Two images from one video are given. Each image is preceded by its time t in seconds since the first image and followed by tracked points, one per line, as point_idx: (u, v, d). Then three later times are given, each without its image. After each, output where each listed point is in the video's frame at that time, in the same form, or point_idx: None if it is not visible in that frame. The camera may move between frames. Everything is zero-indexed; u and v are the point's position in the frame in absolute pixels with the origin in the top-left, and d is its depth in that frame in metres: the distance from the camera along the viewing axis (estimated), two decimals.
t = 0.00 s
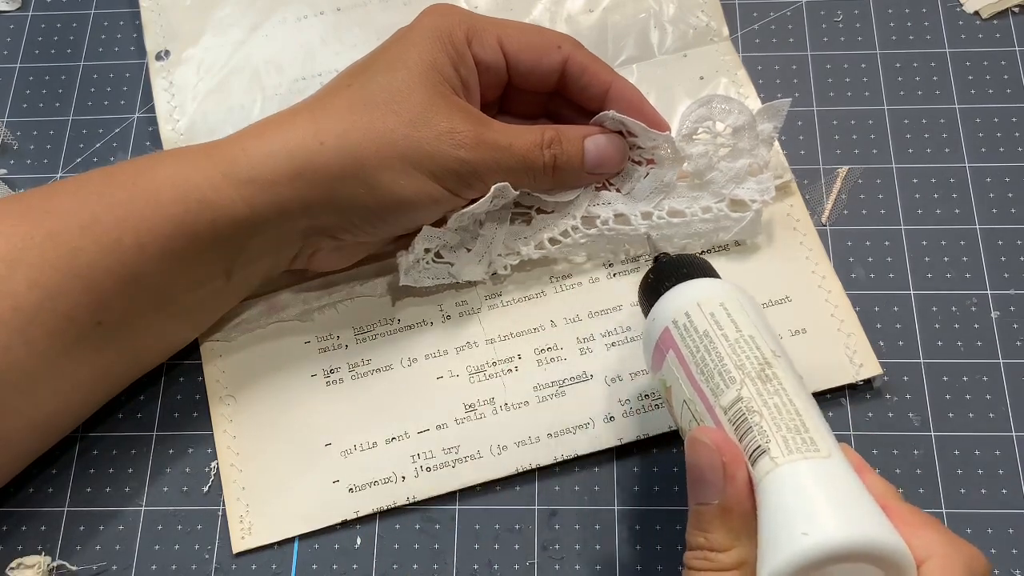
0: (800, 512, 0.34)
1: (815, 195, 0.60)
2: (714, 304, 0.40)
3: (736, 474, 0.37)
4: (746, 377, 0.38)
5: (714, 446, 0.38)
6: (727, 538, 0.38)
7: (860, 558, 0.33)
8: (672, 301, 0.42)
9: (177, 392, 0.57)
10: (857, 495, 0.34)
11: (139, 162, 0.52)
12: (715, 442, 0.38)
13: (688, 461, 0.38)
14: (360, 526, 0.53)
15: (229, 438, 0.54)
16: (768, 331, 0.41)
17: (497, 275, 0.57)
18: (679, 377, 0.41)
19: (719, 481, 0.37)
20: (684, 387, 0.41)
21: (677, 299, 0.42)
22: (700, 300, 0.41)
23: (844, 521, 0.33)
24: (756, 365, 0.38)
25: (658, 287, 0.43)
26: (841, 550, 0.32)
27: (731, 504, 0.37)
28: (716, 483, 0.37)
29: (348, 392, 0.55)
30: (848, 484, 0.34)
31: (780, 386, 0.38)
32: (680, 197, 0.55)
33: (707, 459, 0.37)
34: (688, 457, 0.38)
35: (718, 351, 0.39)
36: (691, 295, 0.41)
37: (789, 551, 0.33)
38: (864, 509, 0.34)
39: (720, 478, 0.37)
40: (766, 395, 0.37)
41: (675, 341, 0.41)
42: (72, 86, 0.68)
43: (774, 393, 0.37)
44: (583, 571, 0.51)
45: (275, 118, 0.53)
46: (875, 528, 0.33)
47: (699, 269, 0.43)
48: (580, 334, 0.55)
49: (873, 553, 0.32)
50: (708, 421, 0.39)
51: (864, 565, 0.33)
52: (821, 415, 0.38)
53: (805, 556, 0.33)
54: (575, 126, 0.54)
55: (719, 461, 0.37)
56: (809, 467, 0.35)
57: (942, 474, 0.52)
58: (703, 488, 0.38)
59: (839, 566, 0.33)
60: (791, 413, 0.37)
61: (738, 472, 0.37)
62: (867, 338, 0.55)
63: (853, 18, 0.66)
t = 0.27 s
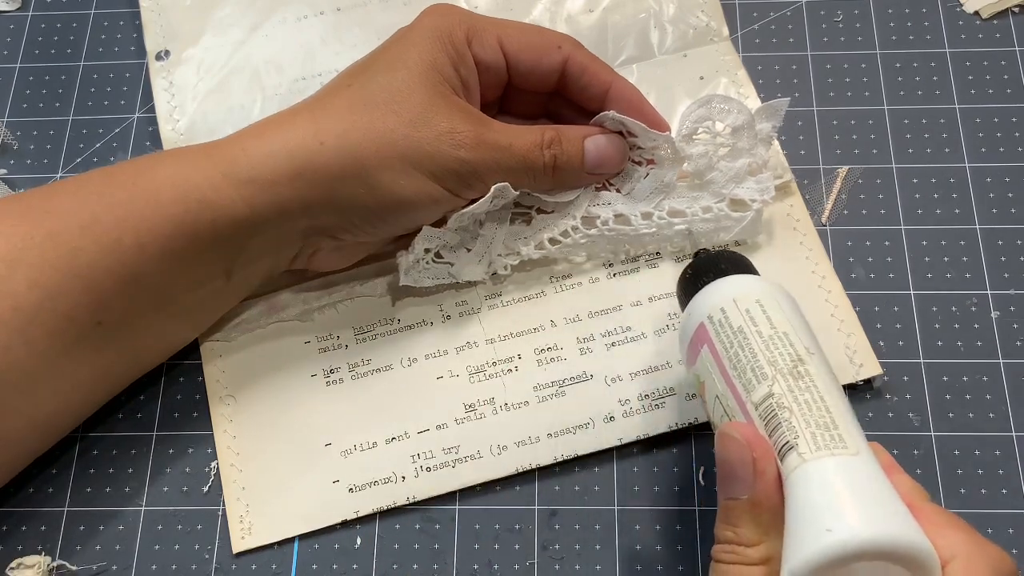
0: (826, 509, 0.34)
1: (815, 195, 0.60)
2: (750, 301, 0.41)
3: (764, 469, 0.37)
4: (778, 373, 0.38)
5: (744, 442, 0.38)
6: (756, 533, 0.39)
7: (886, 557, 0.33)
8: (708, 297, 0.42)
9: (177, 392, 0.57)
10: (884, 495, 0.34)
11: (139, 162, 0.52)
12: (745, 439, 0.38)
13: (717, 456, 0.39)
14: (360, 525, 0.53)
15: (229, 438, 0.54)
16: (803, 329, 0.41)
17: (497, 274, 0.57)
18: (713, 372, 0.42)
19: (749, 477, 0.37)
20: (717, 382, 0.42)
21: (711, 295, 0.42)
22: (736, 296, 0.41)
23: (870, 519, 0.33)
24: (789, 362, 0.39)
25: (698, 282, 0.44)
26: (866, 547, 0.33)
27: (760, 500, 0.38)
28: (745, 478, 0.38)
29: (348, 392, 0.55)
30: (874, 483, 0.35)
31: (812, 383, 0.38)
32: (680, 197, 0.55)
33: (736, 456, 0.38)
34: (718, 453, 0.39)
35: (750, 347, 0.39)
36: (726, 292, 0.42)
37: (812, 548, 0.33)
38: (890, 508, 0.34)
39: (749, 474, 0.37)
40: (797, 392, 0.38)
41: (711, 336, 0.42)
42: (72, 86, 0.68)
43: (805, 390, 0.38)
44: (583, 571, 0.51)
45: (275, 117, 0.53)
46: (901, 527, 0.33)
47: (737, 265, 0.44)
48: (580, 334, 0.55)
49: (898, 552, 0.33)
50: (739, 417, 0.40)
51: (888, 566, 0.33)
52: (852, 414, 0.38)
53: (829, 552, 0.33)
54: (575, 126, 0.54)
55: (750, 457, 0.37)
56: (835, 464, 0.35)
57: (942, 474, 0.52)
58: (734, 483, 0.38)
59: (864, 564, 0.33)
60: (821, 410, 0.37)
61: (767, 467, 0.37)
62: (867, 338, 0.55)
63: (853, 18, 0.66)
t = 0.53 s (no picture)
0: (857, 509, 0.35)
1: (815, 195, 0.60)
2: (796, 299, 0.41)
3: (800, 469, 0.38)
4: (819, 373, 0.39)
5: (780, 441, 0.39)
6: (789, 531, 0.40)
7: (915, 561, 0.33)
8: (754, 294, 0.43)
9: (177, 392, 0.57)
10: (916, 500, 0.35)
11: (139, 162, 0.52)
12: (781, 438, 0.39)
13: (755, 453, 0.40)
14: (360, 525, 0.53)
15: (229, 438, 0.55)
16: (850, 328, 0.41)
17: (497, 275, 0.57)
18: (755, 368, 0.42)
19: (784, 476, 0.38)
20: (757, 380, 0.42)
21: (760, 291, 0.43)
22: (783, 293, 0.42)
23: (900, 523, 0.34)
24: (831, 362, 0.39)
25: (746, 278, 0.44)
26: (895, 549, 0.33)
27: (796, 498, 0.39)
28: (780, 476, 0.39)
29: (348, 392, 0.55)
30: (906, 487, 0.35)
31: (853, 384, 0.39)
32: (680, 197, 0.55)
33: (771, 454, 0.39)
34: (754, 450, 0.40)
35: (794, 345, 0.40)
36: (773, 289, 0.42)
37: (841, 547, 0.34)
38: (921, 514, 0.34)
39: (784, 472, 0.38)
40: (837, 392, 0.38)
41: (754, 332, 0.42)
42: (72, 86, 0.68)
43: (845, 391, 0.38)
44: (583, 571, 0.51)
45: (275, 117, 0.53)
46: (931, 533, 0.33)
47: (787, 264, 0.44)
48: (579, 334, 0.55)
49: (927, 557, 0.33)
50: (777, 414, 0.41)
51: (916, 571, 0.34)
52: (891, 418, 0.39)
53: (857, 551, 0.34)
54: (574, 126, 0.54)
55: (785, 456, 0.38)
56: (868, 467, 0.36)
57: (942, 474, 0.52)
58: (769, 480, 0.39)
59: (893, 566, 0.34)
60: (859, 412, 0.38)
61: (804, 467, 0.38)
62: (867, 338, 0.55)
63: (853, 18, 0.66)
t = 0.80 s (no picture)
0: (835, 517, 0.35)
1: (815, 195, 0.60)
2: (773, 310, 0.42)
3: (779, 476, 0.38)
4: (796, 381, 0.39)
5: (760, 448, 0.39)
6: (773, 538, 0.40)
7: (891, 565, 0.34)
8: (732, 304, 0.43)
9: (177, 392, 0.57)
10: (892, 505, 0.35)
11: (139, 162, 0.52)
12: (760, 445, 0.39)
13: (734, 461, 0.40)
14: (360, 525, 0.53)
15: (229, 438, 0.55)
16: (826, 337, 0.42)
17: (497, 275, 0.57)
18: (733, 378, 0.43)
19: (764, 483, 0.39)
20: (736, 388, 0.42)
21: (738, 302, 0.43)
22: (760, 303, 0.42)
23: (877, 529, 0.34)
24: (809, 370, 0.40)
25: (725, 289, 0.45)
26: (873, 556, 0.34)
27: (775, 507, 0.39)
28: (760, 484, 0.39)
29: (348, 392, 0.55)
30: (882, 492, 0.36)
31: (829, 391, 0.39)
32: (680, 197, 0.55)
33: (751, 462, 0.39)
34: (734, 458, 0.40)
35: (771, 354, 0.40)
36: (751, 300, 0.43)
37: (818, 555, 0.35)
38: (899, 518, 0.35)
39: (764, 480, 0.39)
40: (814, 399, 0.39)
41: (732, 342, 0.43)
42: (72, 86, 0.68)
43: (822, 398, 0.39)
44: (583, 571, 0.51)
45: (275, 117, 0.53)
46: (907, 537, 0.34)
47: (766, 277, 0.45)
48: (579, 334, 0.55)
49: (905, 561, 0.34)
50: (756, 423, 0.41)
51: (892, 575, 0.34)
52: (869, 424, 0.39)
53: (835, 559, 0.34)
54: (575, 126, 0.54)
55: (764, 463, 0.39)
56: (845, 474, 0.36)
57: (942, 474, 0.52)
58: (749, 488, 0.39)
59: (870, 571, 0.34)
60: (837, 418, 0.38)
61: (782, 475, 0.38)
62: (867, 338, 0.55)
63: (853, 18, 0.66)
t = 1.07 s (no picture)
0: (788, 516, 0.34)
1: (815, 195, 0.60)
2: (718, 312, 0.41)
3: (731, 480, 0.38)
4: (744, 383, 0.38)
5: (710, 454, 0.38)
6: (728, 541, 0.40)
7: (846, 563, 0.33)
8: (677, 308, 0.42)
9: (177, 392, 0.57)
10: (844, 502, 0.35)
11: (139, 162, 0.52)
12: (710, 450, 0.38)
13: (686, 467, 0.39)
14: (360, 525, 0.53)
15: (229, 438, 0.55)
16: (771, 336, 0.41)
17: (497, 274, 0.57)
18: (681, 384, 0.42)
19: (716, 488, 0.38)
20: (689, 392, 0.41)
21: (682, 305, 0.42)
22: (706, 306, 0.41)
23: (831, 527, 0.34)
24: (755, 371, 0.39)
25: (670, 292, 0.44)
26: (827, 555, 0.33)
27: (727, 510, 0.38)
28: (712, 488, 0.38)
29: (348, 392, 0.55)
30: (835, 490, 0.35)
31: (777, 391, 0.38)
32: (680, 197, 0.55)
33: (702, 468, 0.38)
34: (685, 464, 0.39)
35: (718, 357, 0.39)
36: (696, 302, 0.41)
37: (772, 556, 0.34)
38: (851, 515, 0.34)
39: (716, 485, 0.38)
40: (762, 401, 0.38)
41: (679, 347, 0.41)
42: (72, 86, 0.68)
43: (770, 399, 0.38)
44: (583, 571, 0.51)
45: (274, 117, 0.53)
46: (860, 534, 0.34)
47: (711, 276, 0.43)
48: (579, 333, 0.55)
49: (860, 558, 0.33)
50: (706, 428, 0.40)
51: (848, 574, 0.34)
52: (817, 420, 0.39)
53: (789, 559, 0.34)
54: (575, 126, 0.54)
55: (716, 468, 0.38)
56: (797, 473, 0.36)
57: (942, 474, 0.52)
58: (702, 494, 0.39)
59: (824, 570, 0.34)
60: (785, 418, 0.37)
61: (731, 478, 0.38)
62: (867, 338, 0.55)
63: (853, 17, 0.66)
